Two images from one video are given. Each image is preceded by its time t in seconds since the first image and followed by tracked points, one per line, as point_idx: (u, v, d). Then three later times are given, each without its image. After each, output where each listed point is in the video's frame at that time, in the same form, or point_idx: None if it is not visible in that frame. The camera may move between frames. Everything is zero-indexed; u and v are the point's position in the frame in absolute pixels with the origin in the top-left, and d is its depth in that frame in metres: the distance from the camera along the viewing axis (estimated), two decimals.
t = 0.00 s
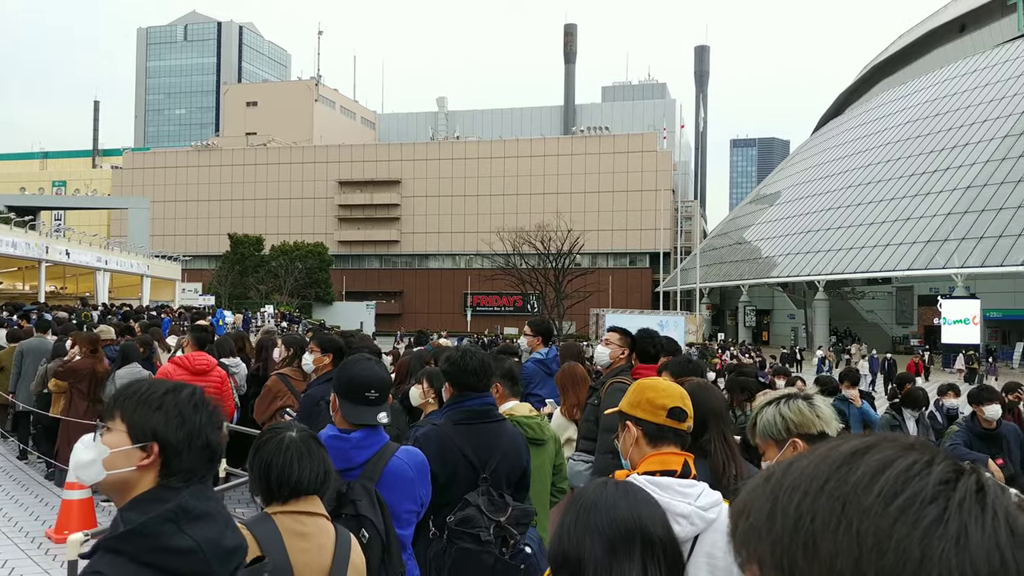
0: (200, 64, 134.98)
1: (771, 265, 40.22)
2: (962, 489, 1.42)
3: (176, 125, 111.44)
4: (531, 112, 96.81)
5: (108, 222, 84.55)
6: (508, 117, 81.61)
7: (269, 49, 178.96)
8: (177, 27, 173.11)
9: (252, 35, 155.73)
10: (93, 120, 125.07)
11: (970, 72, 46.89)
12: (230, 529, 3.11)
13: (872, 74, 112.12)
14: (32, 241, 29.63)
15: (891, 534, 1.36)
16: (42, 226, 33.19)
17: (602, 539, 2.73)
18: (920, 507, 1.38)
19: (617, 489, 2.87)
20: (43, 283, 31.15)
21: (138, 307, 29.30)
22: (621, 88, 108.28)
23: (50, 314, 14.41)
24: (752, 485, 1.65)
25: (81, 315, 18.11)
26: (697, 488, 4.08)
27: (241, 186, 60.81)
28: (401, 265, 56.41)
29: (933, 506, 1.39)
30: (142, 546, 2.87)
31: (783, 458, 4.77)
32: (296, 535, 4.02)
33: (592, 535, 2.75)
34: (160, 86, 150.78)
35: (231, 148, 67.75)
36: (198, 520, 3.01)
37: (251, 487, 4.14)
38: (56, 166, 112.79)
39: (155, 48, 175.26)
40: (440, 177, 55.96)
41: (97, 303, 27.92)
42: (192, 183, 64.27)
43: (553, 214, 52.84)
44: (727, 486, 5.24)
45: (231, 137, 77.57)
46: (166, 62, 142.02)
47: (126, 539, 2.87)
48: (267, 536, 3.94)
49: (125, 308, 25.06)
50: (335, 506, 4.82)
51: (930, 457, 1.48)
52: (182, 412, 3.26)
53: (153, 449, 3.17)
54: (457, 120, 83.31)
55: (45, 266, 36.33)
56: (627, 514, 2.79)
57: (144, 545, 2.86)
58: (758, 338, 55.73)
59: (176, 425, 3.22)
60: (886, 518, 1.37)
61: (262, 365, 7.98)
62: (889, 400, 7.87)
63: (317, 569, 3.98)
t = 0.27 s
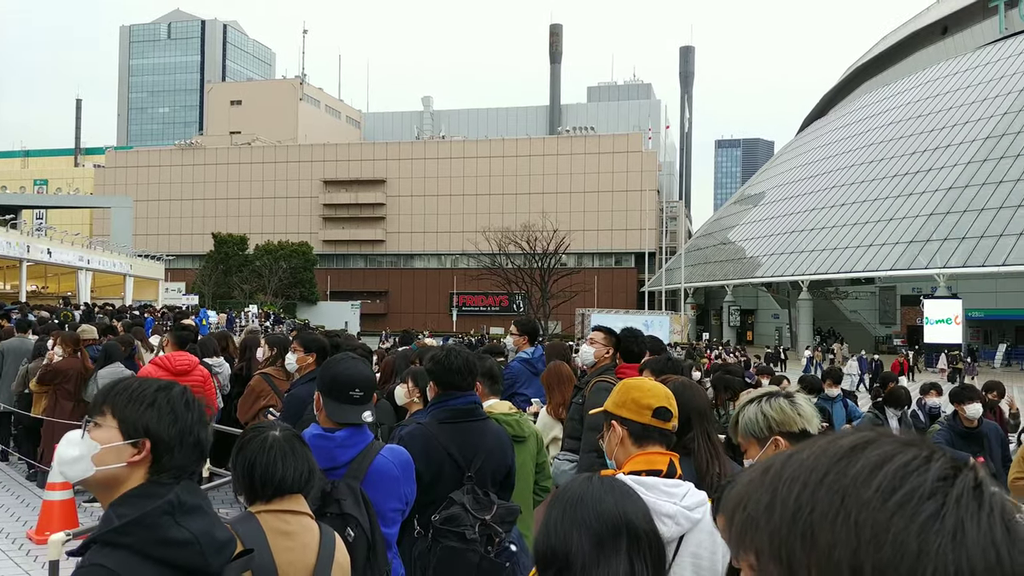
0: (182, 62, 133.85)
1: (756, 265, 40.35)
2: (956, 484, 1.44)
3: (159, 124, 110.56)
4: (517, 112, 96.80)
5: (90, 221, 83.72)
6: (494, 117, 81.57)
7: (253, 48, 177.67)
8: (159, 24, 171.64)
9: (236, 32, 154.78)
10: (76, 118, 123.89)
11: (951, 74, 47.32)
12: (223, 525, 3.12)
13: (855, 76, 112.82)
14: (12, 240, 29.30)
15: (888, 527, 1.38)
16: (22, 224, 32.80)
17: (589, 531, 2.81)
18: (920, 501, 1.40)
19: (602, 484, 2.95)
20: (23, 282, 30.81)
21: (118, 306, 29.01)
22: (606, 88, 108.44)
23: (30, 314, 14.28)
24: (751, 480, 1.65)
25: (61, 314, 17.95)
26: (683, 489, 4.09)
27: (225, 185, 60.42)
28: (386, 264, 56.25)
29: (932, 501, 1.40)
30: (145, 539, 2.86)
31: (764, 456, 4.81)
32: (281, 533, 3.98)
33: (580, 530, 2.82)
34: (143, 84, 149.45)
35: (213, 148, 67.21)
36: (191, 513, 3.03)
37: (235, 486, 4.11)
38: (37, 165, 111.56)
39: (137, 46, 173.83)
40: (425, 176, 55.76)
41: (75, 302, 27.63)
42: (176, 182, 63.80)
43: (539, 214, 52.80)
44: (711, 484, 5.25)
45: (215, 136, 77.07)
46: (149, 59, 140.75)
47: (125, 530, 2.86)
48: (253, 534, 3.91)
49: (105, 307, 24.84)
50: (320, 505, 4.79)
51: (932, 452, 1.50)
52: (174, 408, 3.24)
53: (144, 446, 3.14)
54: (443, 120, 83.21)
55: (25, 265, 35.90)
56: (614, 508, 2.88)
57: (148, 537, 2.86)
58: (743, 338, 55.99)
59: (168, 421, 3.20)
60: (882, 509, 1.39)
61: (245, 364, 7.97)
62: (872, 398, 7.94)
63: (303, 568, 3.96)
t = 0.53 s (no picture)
0: (163, 61, 132.60)
1: (740, 265, 40.49)
2: (915, 481, 1.47)
3: (141, 122, 109.52)
4: (503, 111, 96.70)
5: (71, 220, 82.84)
6: (480, 116, 81.39)
7: (236, 47, 176.40)
8: (141, 21, 170.03)
9: (219, 30, 153.52)
10: (57, 116, 122.55)
11: (934, 76, 47.60)
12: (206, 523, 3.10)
13: (837, 78, 113.57)
14: None
15: (845, 522, 1.41)
16: (2, 224, 32.40)
17: (570, 525, 2.84)
18: (875, 496, 1.43)
19: (583, 478, 2.97)
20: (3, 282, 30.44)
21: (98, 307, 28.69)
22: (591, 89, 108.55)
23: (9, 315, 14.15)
24: (722, 482, 1.68)
25: (40, 315, 17.80)
26: (666, 488, 4.11)
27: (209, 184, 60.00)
28: (371, 264, 56.09)
29: (888, 495, 1.43)
30: (127, 535, 2.84)
31: (745, 454, 4.84)
32: (263, 532, 3.97)
33: (560, 523, 2.85)
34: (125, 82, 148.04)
35: (197, 146, 66.72)
36: (174, 510, 3.00)
37: (218, 486, 4.09)
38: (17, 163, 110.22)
39: (119, 43, 172.21)
40: (410, 176, 55.58)
41: (54, 303, 27.34)
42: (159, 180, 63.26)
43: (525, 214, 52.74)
44: (693, 482, 5.28)
45: (199, 134, 76.46)
46: (131, 56, 139.35)
47: (108, 527, 2.83)
48: (236, 532, 3.89)
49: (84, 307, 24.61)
50: (304, 504, 4.74)
51: (891, 450, 1.54)
52: (151, 405, 3.23)
53: (122, 443, 3.12)
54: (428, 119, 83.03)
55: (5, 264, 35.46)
56: (594, 503, 2.90)
57: (130, 533, 2.84)
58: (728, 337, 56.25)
59: (146, 419, 3.18)
60: (838, 503, 1.43)
61: (229, 364, 7.98)
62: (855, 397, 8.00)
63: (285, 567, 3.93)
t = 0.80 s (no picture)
0: (146, 59, 131.69)
1: (724, 265, 40.70)
2: (878, 461, 1.50)
3: (124, 121, 108.64)
4: (488, 112, 96.58)
5: (53, 219, 82.05)
6: (465, 116, 81.35)
7: (221, 44, 175.26)
8: (122, 19, 168.79)
9: (202, 28, 152.45)
10: (39, 115, 121.46)
11: (917, 78, 47.96)
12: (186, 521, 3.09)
13: (820, 80, 114.29)
14: None
15: (810, 499, 1.43)
16: None
17: (558, 522, 2.84)
18: (838, 475, 1.47)
19: (571, 477, 2.98)
20: None
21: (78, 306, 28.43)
22: (577, 89, 108.66)
23: None
24: (700, 469, 1.70)
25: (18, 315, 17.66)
26: (649, 487, 4.14)
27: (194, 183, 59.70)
28: (355, 264, 56.01)
29: (849, 475, 1.47)
30: (103, 535, 2.82)
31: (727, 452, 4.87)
32: (246, 530, 3.93)
33: (547, 520, 2.85)
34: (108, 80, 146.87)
35: (180, 145, 66.32)
36: (151, 509, 2.97)
37: (199, 484, 4.05)
38: None
39: (102, 42, 170.65)
40: (395, 175, 55.47)
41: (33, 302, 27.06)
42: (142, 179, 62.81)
43: (510, 214, 52.72)
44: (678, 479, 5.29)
45: (182, 133, 75.97)
46: (114, 55, 137.92)
47: (85, 528, 2.82)
48: (216, 531, 3.85)
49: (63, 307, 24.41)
50: (287, 503, 4.62)
51: (858, 433, 1.56)
52: (126, 404, 3.20)
53: (98, 443, 3.10)
54: (413, 119, 82.88)
55: None
56: (581, 501, 2.91)
57: (106, 534, 2.82)
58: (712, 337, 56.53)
59: (121, 417, 3.16)
60: (801, 482, 1.46)
61: (212, 364, 7.97)
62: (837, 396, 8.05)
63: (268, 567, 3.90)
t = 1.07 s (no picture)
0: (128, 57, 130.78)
1: (708, 265, 40.85)
2: (841, 454, 1.63)
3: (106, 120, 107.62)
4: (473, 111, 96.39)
5: (33, 218, 81.06)
6: (450, 116, 81.15)
7: (204, 42, 173.95)
8: (104, 16, 167.03)
9: (185, 26, 151.25)
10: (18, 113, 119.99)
11: (898, 80, 48.47)
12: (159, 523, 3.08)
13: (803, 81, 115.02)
14: None
15: (773, 492, 1.56)
16: None
17: (558, 517, 2.85)
18: (800, 470, 1.59)
19: (570, 475, 2.99)
20: None
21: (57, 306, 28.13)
22: (562, 89, 108.72)
23: None
24: (676, 461, 1.87)
25: None
26: (634, 487, 4.15)
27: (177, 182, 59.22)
28: (340, 263, 55.78)
29: (812, 468, 1.59)
30: (69, 540, 2.80)
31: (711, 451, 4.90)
32: (228, 531, 3.90)
33: (548, 517, 2.85)
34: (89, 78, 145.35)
35: (163, 145, 65.88)
36: (123, 513, 2.95)
37: (182, 485, 4.03)
38: None
39: (83, 39, 168.77)
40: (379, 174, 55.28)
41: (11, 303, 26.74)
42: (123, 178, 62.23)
43: (495, 213, 52.61)
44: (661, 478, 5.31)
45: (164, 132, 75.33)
46: (95, 53, 136.47)
47: (51, 531, 2.80)
48: (198, 533, 3.83)
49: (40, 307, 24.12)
50: (269, 503, 4.59)
51: (826, 427, 1.70)
52: (96, 405, 3.16)
53: (68, 444, 3.08)
54: (398, 118, 82.59)
55: None
56: (582, 498, 2.92)
57: (71, 539, 2.80)
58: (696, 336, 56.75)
59: (90, 417, 3.13)
60: (763, 476, 1.59)
61: (194, 364, 7.91)
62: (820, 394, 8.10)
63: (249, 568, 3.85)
